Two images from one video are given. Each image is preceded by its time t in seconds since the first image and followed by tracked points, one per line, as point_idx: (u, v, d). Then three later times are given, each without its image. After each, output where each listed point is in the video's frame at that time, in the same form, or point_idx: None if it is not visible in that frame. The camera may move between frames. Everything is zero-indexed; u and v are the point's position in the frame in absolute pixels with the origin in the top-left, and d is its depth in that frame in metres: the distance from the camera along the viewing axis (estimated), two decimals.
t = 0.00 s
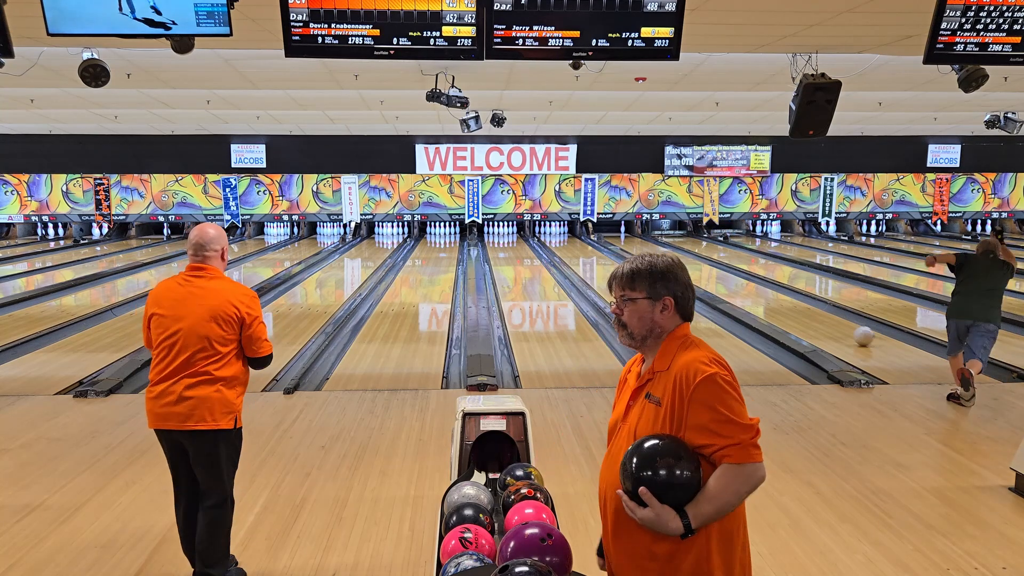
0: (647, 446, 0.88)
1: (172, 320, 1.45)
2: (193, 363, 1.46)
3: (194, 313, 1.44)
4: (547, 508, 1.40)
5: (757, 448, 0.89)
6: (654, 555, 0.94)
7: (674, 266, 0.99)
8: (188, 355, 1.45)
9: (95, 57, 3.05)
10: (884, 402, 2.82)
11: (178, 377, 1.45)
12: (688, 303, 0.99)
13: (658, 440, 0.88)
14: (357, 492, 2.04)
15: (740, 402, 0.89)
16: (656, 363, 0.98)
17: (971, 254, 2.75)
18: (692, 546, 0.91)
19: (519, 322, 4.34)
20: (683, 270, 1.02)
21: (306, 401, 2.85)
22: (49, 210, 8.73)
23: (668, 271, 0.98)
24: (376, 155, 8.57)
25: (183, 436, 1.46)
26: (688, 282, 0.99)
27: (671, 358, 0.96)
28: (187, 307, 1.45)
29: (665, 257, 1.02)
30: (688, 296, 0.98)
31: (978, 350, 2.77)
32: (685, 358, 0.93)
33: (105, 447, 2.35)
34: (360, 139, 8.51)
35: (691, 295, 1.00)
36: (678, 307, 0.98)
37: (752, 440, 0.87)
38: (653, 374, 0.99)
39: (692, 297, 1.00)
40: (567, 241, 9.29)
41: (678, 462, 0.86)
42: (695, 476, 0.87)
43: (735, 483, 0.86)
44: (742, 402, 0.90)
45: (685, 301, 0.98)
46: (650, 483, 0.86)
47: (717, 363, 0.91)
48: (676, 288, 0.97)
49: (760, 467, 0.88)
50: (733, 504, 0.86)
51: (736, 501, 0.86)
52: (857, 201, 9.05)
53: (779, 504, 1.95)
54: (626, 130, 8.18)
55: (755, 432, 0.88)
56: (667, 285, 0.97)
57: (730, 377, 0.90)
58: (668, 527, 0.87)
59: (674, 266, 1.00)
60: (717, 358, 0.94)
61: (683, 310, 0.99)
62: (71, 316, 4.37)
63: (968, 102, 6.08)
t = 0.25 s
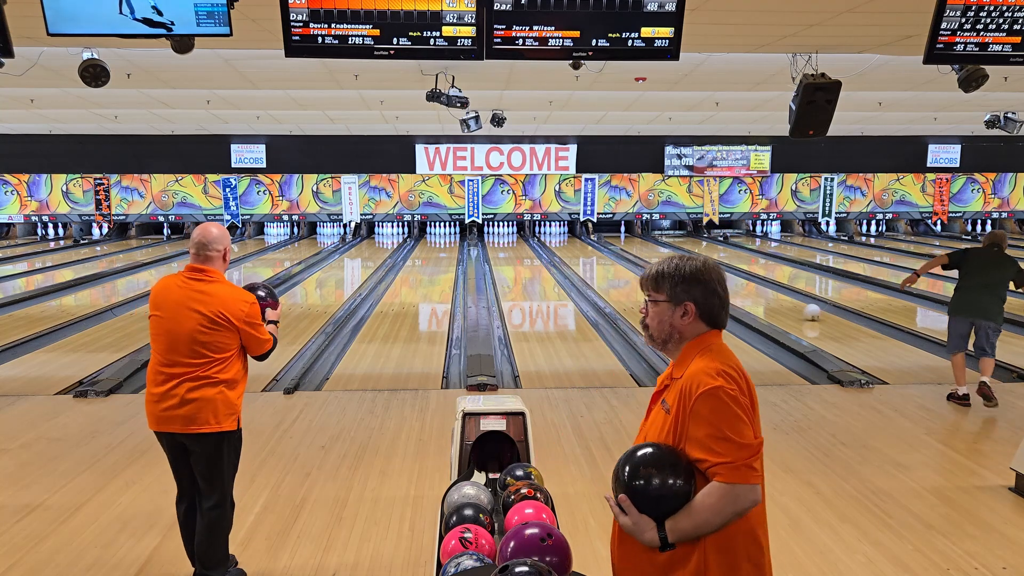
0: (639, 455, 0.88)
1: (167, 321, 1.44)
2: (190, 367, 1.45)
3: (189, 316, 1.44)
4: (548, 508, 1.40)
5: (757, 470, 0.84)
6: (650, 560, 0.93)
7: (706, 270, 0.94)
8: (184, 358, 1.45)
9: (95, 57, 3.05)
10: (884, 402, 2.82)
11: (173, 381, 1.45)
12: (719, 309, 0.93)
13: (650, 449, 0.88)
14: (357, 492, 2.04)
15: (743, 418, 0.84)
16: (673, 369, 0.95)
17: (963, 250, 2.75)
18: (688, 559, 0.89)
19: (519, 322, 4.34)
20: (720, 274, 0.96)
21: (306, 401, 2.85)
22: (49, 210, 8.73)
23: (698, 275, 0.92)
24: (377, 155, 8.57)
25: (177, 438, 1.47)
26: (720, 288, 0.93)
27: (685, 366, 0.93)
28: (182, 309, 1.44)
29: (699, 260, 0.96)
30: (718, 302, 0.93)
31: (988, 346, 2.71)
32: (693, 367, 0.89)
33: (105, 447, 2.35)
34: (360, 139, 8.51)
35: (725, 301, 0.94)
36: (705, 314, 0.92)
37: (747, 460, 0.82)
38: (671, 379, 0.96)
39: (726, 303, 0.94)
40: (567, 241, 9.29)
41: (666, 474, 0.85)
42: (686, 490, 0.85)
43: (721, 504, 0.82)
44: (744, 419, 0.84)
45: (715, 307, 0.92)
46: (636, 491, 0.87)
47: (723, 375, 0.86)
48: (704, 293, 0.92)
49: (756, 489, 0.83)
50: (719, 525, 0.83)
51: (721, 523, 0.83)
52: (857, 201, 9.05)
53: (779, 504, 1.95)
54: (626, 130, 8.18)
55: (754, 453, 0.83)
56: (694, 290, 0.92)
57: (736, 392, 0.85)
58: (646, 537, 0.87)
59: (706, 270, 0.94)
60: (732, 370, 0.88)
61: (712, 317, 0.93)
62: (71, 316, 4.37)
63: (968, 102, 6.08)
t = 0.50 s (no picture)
0: (636, 459, 0.90)
1: (164, 321, 1.45)
2: (185, 368, 1.45)
3: (185, 316, 1.44)
4: (547, 507, 1.40)
5: (751, 487, 0.80)
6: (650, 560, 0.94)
7: (736, 281, 0.88)
8: (179, 359, 1.45)
9: (95, 57, 3.05)
10: (885, 402, 2.82)
11: (168, 382, 1.46)
12: (745, 323, 0.88)
13: (648, 456, 0.90)
14: (357, 492, 2.04)
15: (739, 433, 0.81)
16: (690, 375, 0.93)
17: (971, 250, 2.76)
18: (686, 565, 0.88)
19: (519, 322, 4.34)
20: (757, 285, 0.90)
21: (306, 401, 2.85)
22: (49, 210, 8.73)
23: (722, 285, 0.88)
24: (377, 155, 8.58)
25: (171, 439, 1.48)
26: (748, 302, 0.88)
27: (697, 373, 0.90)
28: (178, 309, 1.44)
29: (733, 265, 0.90)
30: (743, 316, 0.87)
31: (1001, 345, 2.68)
32: (700, 375, 0.87)
33: (105, 447, 2.36)
34: (360, 139, 8.51)
35: (755, 315, 0.88)
36: (725, 325, 0.88)
37: (735, 476, 0.79)
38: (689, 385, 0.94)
39: (757, 318, 0.89)
40: (567, 241, 9.29)
41: (655, 481, 0.86)
42: (678, 497, 0.85)
43: (703, 517, 0.81)
44: (741, 434, 0.81)
45: (737, 321, 0.87)
46: (629, 495, 0.88)
47: (722, 387, 0.83)
48: (726, 304, 0.87)
49: (747, 506, 0.80)
50: (703, 538, 0.82)
51: (702, 535, 0.82)
52: (857, 201, 9.05)
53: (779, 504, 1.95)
54: (626, 130, 8.18)
55: (747, 469, 0.80)
56: (714, 300, 0.88)
57: (735, 404, 0.81)
58: (628, 538, 0.90)
59: (735, 280, 0.88)
60: (739, 382, 0.84)
61: (737, 328, 0.88)
62: (71, 316, 4.37)
63: (968, 102, 6.08)
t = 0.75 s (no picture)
0: (631, 451, 0.95)
1: (166, 319, 1.46)
2: (180, 367, 1.46)
3: (184, 315, 1.45)
4: (547, 507, 1.40)
5: (727, 487, 0.81)
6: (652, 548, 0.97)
7: (753, 284, 0.88)
8: (175, 357, 1.46)
9: (95, 57, 3.05)
10: (885, 402, 2.82)
11: (164, 380, 1.47)
12: (757, 329, 0.88)
13: (642, 449, 0.94)
14: (357, 492, 2.05)
15: (719, 433, 0.81)
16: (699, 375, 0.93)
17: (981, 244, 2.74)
18: (678, 559, 0.90)
19: (519, 322, 4.34)
20: (779, 292, 0.89)
21: (306, 401, 2.85)
22: (49, 210, 8.73)
23: (737, 287, 0.88)
24: (377, 155, 8.61)
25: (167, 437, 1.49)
26: (763, 307, 0.88)
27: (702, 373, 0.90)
28: (179, 308, 1.45)
29: (755, 268, 0.90)
30: (754, 319, 0.87)
31: (1004, 346, 2.68)
32: (698, 375, 0.87)
33: (105, 447, 2.36)
34: (359, 139, 8.53)
35: (772, 321, 0.88)
36: (735, 328, 0.88)
37: (709, 475, 0.80)
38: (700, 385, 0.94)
39: (773, 323, 0.88)
40: (567, 241, 9.29)
41: (642, 474, 0.91)
42: (660, 490, 0.90)
43: (673, 512, 0.83)
44: (720, 434, 0.81)
45: (747, 324, 0.88)
46: (620, 485, 0.93)
47: (711, 386, 0.83)
48: (737, 306, 0.88)
49: (722, 506, 0.81)
50: (674, 532, 0.84)
51: (672, 529, 0.84)
52: (856, 201, 9.05)
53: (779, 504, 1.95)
54: (626, 130, 8.18)
55: (723, 470, 0.80)
56: (726, 301, 0.89)
57: (722, 404, 0.82)
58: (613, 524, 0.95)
59: (752, 283, 0.88)
60: (734, 382, 0.83)
61: (747, 332, 0.88)
62: (71, 316, 4.37)
63: (968, 102, 6.08)
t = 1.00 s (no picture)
0: (634, 435, 1.02)
1: (168, 318, 1.48)
2: (181, 366, 1.47)
3: (186, 314, 1.46)
4: (547, 507, 1.41)
5: (707, 473, 0.84)
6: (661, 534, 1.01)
7: (768, 282, 0.90)
8: (175, 357, 1.47)
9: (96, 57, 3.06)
10: (884, 402, 2.83)
11: (163, 379, 1.48)
12: (768, 325, 0.90)
13: (644, 433, 1.01)
14: (358, 492, 2.05)
15: (705, 420, 0.85)
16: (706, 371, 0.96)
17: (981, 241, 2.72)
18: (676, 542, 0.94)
19: (519, 322, 4.34)
20: (795, 291, 0.90)
21: (306, 401, 2.86)
22: (49, 210, 8.73)
23: (752, 284, 0.91)
24: (377, 155, 8.64)
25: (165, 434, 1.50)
26: (778, 305, 0.89)
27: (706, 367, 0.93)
28: (180, 307, 1.46)
29: (774, 266, 0.92)
30: (765, 317, 0.90)
31: (1004, 345, 2.69)
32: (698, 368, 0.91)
33: (105, 447, 2.37)
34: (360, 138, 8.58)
35: (785, 319, 0.90)
36: (746, 324, 0.92)
37: (690, 460, 0.85)
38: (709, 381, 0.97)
39: (786, 322, 0.90)
40: (567, 241, 9.30)
41: (641, 456, 0.98)
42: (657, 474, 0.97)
43: (655, 492, 0.88)
44: (706, 421, 0.85)
45: (759, 321, 0.90)
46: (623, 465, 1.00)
47: (704, 376, 0.87)
48: (751, 303, 0.91)
49: (702, 490, 0.85)
50: (654, 511, 0.89)
51: (652, 509, 0.89)
52: (856, 201, 9.05)
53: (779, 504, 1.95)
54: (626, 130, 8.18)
55: (704, 455, 0.84)
56: (741, 296, 0.92)
57: (710, 393, 0.86)
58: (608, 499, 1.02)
59: (768, 281, 0.90)
60: (726, 375, 0.87)
61: (758, 328, 0.91)
62: (71, 316, 4.37)
63: (968, 102, 6.08)
